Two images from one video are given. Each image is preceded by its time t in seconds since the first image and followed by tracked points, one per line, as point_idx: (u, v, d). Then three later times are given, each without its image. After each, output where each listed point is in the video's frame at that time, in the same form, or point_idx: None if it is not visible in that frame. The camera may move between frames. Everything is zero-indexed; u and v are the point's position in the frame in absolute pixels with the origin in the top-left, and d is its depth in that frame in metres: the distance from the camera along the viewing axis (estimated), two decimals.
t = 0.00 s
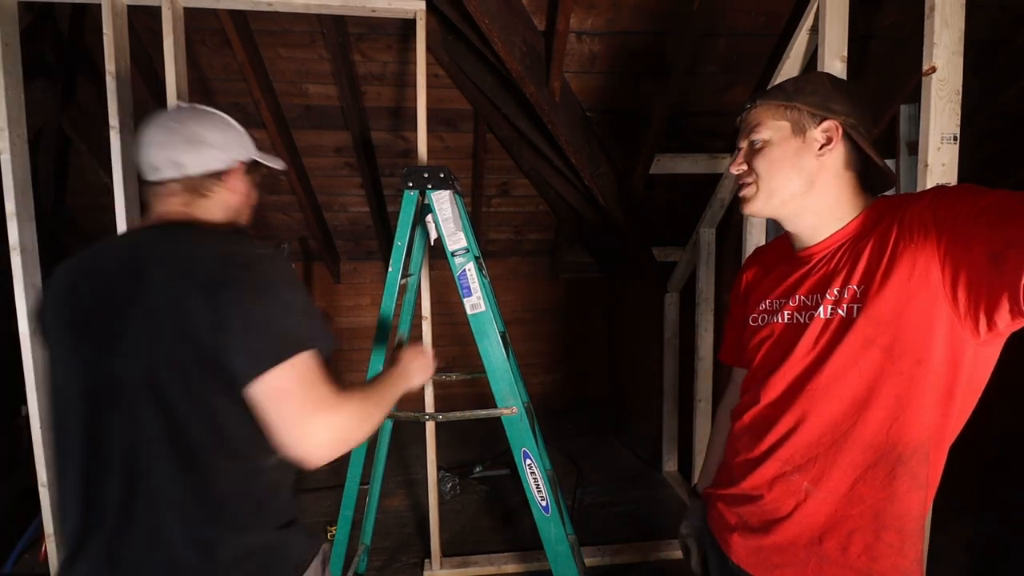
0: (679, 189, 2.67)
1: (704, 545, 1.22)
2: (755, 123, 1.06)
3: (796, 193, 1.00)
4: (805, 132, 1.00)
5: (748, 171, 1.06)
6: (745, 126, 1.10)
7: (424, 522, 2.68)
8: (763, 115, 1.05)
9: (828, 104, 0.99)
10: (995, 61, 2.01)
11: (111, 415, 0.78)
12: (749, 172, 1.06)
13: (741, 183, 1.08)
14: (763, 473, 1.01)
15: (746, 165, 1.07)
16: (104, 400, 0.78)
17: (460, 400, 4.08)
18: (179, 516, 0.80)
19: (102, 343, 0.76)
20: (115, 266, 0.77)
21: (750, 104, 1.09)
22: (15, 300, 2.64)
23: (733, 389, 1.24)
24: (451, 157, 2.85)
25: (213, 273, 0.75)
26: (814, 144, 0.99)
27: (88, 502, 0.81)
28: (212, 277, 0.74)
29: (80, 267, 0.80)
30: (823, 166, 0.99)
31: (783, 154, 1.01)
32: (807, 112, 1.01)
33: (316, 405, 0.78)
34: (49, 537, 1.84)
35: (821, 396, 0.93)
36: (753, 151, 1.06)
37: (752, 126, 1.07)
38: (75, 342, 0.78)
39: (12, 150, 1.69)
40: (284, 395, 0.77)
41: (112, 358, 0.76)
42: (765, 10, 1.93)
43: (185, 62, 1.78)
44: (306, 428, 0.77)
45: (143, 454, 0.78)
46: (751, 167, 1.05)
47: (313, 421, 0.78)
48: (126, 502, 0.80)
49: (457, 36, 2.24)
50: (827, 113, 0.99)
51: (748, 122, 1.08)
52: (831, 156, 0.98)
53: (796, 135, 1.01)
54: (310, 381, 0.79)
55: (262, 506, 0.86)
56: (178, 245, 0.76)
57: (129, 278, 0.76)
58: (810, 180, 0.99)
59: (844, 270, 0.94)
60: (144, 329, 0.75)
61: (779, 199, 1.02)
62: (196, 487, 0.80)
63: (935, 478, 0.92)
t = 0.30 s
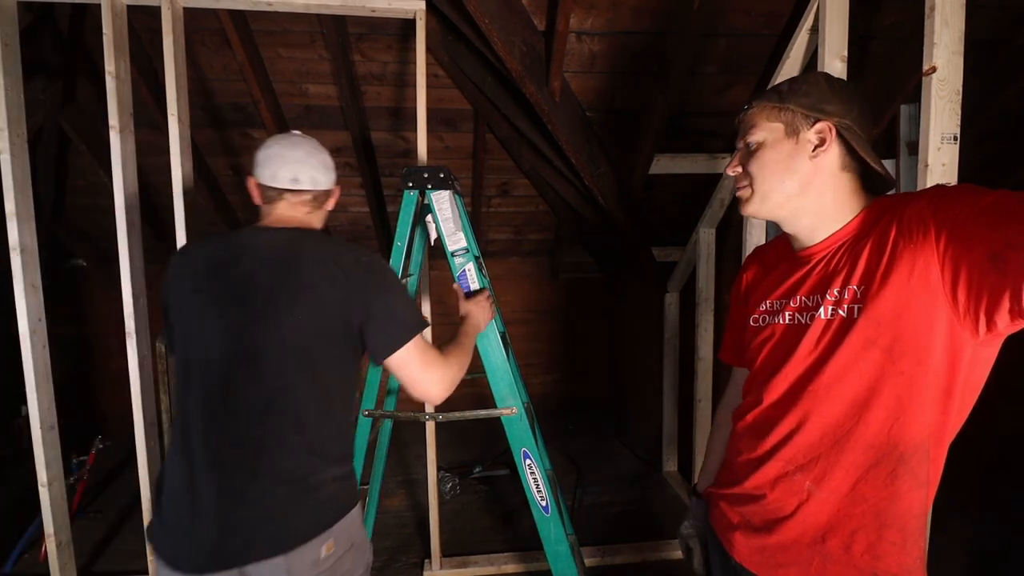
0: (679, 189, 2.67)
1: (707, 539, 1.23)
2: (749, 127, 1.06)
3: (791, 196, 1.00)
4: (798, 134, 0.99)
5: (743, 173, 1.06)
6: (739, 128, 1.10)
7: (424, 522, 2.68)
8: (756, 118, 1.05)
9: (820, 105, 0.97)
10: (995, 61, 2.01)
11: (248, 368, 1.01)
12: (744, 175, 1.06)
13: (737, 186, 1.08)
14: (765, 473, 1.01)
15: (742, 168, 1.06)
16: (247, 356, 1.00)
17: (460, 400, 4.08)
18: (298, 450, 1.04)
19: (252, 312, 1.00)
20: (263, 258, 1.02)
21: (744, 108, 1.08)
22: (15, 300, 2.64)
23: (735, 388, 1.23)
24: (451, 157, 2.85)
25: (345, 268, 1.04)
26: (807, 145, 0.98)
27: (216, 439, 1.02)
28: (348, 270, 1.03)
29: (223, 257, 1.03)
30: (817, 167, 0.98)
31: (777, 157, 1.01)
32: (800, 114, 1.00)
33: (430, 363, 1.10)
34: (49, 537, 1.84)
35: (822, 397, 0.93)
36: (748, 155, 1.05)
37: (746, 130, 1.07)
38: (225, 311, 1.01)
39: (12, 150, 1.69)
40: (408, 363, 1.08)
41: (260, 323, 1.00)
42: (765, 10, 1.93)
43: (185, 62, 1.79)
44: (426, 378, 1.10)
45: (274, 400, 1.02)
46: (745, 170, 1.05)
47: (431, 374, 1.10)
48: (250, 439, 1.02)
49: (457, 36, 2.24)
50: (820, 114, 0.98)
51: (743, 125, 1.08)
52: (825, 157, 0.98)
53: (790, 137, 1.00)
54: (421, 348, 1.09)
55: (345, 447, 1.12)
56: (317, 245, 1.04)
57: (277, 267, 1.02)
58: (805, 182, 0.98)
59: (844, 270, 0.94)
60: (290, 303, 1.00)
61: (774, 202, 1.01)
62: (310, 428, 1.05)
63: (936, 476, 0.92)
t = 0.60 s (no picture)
0: (679, 189, 2.67)
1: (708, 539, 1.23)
2: (733, 144, 1.05)
3: (787, 208, 0.99)
4: (781, 145, 0.99)
5: (737, 191, 1.06)
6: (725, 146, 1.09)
7: (424, 522, 2.68)
8: (737, 136, 1.04)
9: (796, 114, 0.96)
10: (995, 61, 2.01)
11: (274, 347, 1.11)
12: (738, 192, 1.05)
13: (733, 203, 1.07)
14: (766, 472, 1.01)
15: (734, 185, 1.06)
16: (273, 336, 1.11)
17: (459, 400, 4.08)
18: (316, 424, 1.13)
19: (279, 297, 1.11)
20: (290, 252, 1.14)
21: (726, 127, 1.08)
22: (14, 300, 2.64)
23: (738, 388, 1.23)
24: (451, 157, 2.85)
25: (365, 262, 1.15)
26: (791, 155, 0.98)
27: (243, 413, 1.12)
28: (368, 264, 1.15)
29: (256, 251, 1.15)
30: (807, 175, 0.97)
31: (764, 172, 1.00)
32: (778, 125, 0.99)
33: (434, 350, 1.19)
34: (49, 537, 1.84)
35: (824, 397, 0.93)
36: (737, 172, 1.05)
37: (731, 147, 1.06)
38: (255, 297, 1.12)
39: (12, 150, 1.68)
40: (415, 348, 1.18)
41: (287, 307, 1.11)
42: (765, 10, 1.94)
43: (185, 62, 1.79)
44: (430, 364, 1.19)
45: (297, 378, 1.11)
46: (738, 187, 1.05)
47: (435, 359, 1.19)
48: (273, 413, 1.11)
49: (457, 37, 2.24)
50: (798, 121, 0.96)
51: (727, 143, 1.07)
52: (812, 163, 0.96)
53: (772, 150, 0.99)
54: (427, 336, 1.18)
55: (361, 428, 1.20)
56: (340, 242, 1.16)
57: (303, 259, 1.13)
58: (797, 191, 0.98)
59: (847, 271, 0.94)
60: (313, 290, 1.11)
61: (770, 214, 1.01)
62: (328, 406, 1.14)
63: (937, 476, 0.92)
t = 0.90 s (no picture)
0: (679, 189, 2.67)
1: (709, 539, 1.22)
2: (727, 156, 1.05)
3: (786, 215, 0.99)
4: (774, 153, 0.99)
5: (737, 201, 1.06)
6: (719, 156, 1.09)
7: (424, 522, 2.68)
8: (730, 147, 1.04)
9: (785, 121, 0.96)
10: (995, 61, 2.01)
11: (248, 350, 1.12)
12: (739, 202, 1.06)
13: (735, 214, 1.08)
14: (766, 471, 1.01)
15: (734, 196, 1.06)
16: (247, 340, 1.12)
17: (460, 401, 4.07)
18: (294, 426, 1.14)
19: (250, 304, 1.12)
20: (260, 256, 1.13)
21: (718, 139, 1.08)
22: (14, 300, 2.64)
23: (740, 387, 1.23)
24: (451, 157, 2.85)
25: (336, 262, 1.16)
26: (785, 162, 0.98)
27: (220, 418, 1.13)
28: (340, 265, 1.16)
29: (224, 255, 1.15)
30: (803, 180, 0.97)
31: (761, 182, 1.00)
32: (769, 133, 0.99)
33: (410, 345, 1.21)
34: (49, 537, 1.84)
35: (825, 397, 0.93)
36: (735, 183, 1.05)
37: (725, 158, 1.06)
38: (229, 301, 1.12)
39: (12, 150, 1.68)
40: (389, 345, 1.19)
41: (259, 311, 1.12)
42: (765, 10, 1.94)
43: (185, 62, 1.79)
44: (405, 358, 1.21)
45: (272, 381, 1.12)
46: (738, 197, 1.05)
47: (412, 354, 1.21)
48: (250, 417, 1.12)
49: (457, 37, 2.24)
50: (788, 128, 0.96)
51: (721, 154, 1.08)
52: (807, 168, 0.96)
53: (766, 159, 1.00)
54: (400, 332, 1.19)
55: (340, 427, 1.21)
56: (310, 243, 1.15)
57: (274, 262, 1.13)
58: (795, 197, 0.98)
59: (848, 272, 0.94)
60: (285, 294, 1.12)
61: (772, 222, 1.01)
62: (303, 407, 1.14)
63: (937, 476, 0.92)
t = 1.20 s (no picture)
0: (679, 189, 2.67)
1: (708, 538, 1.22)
2: (731, 157, 1.06)
3: (791, 215, 0.99)
4: (780, 154, 0.99)
5: (741, 202, 1.07)
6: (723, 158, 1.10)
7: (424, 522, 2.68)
8: (735, 149, 1.04)
9: (790, 122, 0.96)
10: (995, 61, 2.02)
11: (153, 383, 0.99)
12: (743, 203, 1.06)
13: (739, 215, 1.08)
14: (766, 470, 1.01)
15: (738, 197, 1.07)
16: (151, 372, 0.99)
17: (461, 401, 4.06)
18: (224, 453, 1.05)
19: (143, 328, 0.98)
20: (147, 277, 0.98)
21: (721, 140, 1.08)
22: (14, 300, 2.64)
23: (741, 385, 1.23)
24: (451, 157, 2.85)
25: (242, 272, 1.04)
26: (790, 163, 0.98)
27: (131, 463, 1.00)
28: (247, 274, 1.04)
29: (96, 280, 0.97)
30: (808, 181, 0.97)
31: (765, 182, 1.01)
32: (774, 134, 0.99)
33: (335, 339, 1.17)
34: (49, 537, 1.84)
35: (826, 397, 0.93)
36: (739, 184, 1.06)
37: (729, 159, 1.07)
38: (120, 333, 0.97)
39: (12, 151, 1.68)
40: (312, 344, 1.13)
41: (162, 339, 0.99)
42: (765, 10, 1.94)
43: (185, 62, 1.79)
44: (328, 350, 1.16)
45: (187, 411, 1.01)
46: (742, 199, 1.05)
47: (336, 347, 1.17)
48: (169, 454, 1.01)
49: (457, 36, 2.24)
50: (793, 129, 0.96)
51: (725, 156, 1.08)
52: (813, 168, 0.97)
53: (771, 159, 1.00)
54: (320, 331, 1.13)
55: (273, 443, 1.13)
56: (207, 255, 1.02)
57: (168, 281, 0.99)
58: (801, 198, 0.98)
59: (850, 272, 0.94)
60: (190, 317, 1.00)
61: (777, 223, 1.01)
62: (231, 432, 1.05)
63: (937, 477, 0.93)
